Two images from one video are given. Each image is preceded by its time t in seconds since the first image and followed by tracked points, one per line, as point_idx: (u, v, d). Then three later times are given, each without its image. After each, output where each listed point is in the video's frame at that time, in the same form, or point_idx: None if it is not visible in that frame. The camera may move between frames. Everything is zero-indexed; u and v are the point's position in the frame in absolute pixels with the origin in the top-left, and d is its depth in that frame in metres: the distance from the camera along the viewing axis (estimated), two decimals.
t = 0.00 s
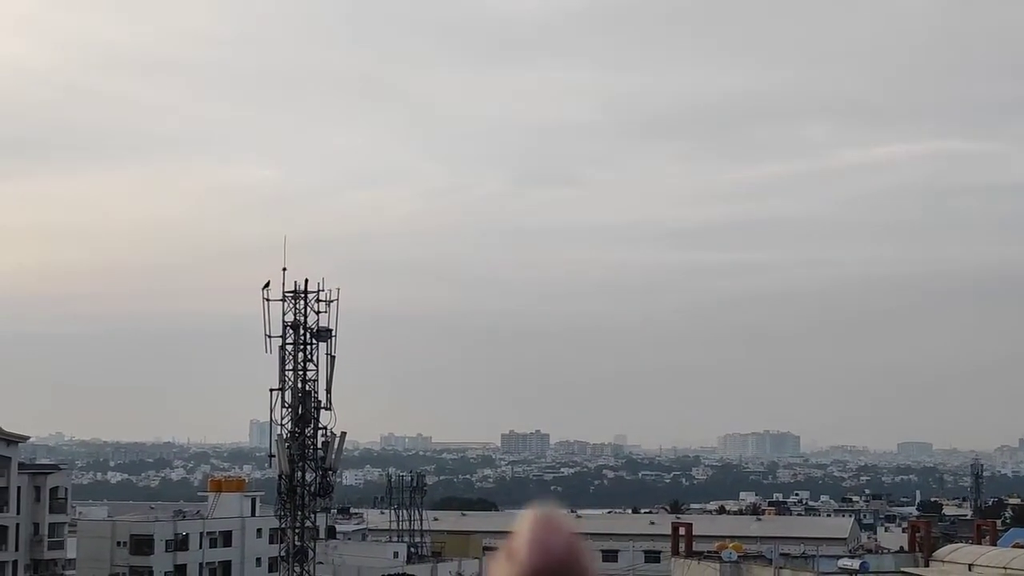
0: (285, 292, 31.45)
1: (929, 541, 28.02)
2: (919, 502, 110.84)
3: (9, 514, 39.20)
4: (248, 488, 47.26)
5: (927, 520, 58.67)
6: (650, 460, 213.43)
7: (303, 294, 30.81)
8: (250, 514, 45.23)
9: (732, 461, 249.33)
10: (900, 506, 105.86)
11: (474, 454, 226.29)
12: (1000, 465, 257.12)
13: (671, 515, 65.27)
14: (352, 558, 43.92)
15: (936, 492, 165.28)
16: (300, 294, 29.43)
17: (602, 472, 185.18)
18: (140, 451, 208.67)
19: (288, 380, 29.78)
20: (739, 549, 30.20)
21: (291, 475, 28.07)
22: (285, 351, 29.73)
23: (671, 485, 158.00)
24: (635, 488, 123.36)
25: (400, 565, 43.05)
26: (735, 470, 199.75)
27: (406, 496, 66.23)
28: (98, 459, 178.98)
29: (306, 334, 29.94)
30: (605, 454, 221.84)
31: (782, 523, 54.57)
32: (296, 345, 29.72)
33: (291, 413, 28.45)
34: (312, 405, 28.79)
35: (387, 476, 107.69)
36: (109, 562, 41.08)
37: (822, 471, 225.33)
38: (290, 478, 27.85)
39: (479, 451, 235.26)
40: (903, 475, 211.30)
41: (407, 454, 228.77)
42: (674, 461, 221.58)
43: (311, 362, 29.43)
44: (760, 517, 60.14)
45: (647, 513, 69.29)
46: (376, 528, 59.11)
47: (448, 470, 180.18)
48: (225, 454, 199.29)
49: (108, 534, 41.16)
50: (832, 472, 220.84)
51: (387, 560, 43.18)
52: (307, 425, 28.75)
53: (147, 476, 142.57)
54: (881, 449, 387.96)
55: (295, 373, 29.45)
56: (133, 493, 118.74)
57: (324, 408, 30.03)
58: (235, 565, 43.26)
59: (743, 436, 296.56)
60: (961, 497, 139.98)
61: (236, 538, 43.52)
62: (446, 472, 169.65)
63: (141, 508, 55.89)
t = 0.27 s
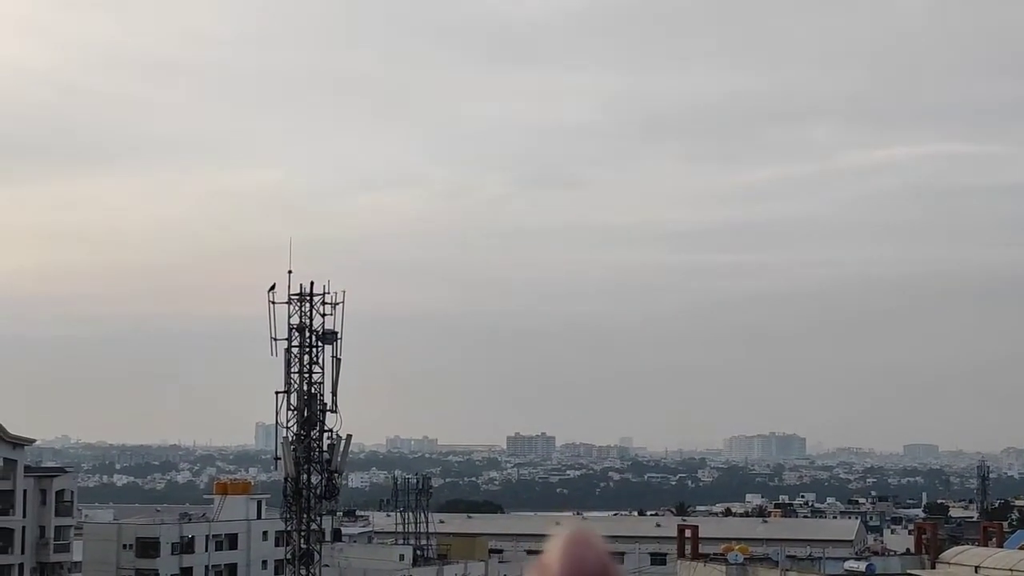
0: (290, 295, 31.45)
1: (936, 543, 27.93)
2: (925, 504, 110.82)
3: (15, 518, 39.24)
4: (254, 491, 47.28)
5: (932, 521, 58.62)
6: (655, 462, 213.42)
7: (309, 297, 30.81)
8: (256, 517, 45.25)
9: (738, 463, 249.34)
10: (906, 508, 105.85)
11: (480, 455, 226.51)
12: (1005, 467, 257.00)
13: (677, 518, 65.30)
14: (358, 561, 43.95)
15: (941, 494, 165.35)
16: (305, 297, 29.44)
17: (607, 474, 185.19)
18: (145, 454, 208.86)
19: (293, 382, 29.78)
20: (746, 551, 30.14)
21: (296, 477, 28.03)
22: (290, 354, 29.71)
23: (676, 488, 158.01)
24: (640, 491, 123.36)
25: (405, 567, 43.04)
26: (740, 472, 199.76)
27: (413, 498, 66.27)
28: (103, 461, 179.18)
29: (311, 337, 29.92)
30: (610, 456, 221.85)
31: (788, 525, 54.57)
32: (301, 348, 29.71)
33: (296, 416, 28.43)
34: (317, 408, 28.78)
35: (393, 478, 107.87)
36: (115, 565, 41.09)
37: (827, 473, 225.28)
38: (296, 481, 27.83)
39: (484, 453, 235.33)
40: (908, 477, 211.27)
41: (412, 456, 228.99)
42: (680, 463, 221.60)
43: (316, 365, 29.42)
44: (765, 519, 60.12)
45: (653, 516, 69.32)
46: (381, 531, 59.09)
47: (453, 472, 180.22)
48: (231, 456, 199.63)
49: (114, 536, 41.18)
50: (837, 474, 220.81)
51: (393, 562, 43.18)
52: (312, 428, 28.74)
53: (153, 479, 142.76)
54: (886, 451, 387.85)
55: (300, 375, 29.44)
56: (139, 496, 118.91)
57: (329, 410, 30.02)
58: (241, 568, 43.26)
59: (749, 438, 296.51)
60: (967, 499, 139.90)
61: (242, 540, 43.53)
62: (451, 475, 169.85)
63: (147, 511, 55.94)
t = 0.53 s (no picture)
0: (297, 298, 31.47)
1: (943, 546, 27.89)
2: (931, 507, 110.75)
3: (22, 521, 39.30)
4: (261, 494, 47.29)
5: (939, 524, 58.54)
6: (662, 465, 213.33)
7: (315, 299, 30.83)
8: (263, 520, 45.24)
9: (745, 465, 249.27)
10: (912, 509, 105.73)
11: (486, 458, 226.51)
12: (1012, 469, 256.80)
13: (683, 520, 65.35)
14: (365, 564, 43.97)
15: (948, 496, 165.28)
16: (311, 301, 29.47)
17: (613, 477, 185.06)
18: (152, 457, 209.00)
19: (300, 386, 29.78)
20: (753, 554, 30.09)
21: (303, 480, 28.06)
22: (296, 358, 29.73)
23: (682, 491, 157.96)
24: (646, 494, 123.29)
25: (411, 571, 43.02)
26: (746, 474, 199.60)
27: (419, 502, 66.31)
28: (110, 465, 179.33)
29: (318, 340, 29.94)
30: (616, 459, 221.75)
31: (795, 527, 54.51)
32: (308, 351, 29.72)
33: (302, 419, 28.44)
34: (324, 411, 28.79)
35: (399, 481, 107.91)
36: (122, 568, 41.11)
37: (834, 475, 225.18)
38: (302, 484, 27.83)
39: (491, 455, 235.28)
40: (914, 479, 210.99)
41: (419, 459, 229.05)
42: (686, 466, 221.53)
43: (322, 368, 29.43)
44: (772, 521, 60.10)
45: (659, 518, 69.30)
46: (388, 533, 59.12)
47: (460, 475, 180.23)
48: (237, 459, 199.75)
49: (121, 540, 41.19)
50: (843, 476, 220.63)
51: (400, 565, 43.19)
52: (319, 431, 28.75)
53: (160, 483, 142.78)
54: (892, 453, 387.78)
55: (307, 378, 29.47)
56: (146, 499, 118.96)
57: (336, 414, 30.02)
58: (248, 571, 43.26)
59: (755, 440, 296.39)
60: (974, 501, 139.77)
61: (249, 543, 43.55)
62: (457, 478, 169.90)
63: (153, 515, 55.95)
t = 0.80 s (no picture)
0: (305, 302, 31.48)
1: (951, 550, 27.82)
2: (939, 510, 110.44)
3: (30, 524, 39.36)
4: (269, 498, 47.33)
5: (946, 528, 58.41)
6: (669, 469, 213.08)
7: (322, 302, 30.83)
8: (271, 525, 45.26)
9: (753, 470, 248.92)
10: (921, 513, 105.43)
11: (493, 463, 226.27)
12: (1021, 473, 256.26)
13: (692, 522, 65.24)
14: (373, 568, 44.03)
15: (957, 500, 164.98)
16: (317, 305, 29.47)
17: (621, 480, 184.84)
18: (160, 461, 208.81)
19: (307, 388, 29.76)
20: (760, 558, 30.03)
21: (310, 484, 28.08)
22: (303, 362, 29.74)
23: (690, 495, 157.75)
24: (655, 498, 123.13)
25: (419, 575, 43.03)
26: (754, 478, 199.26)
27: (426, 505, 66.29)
28: (117, 470, 179.22)
29: (325, 344, 29.93)
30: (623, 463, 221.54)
31: (804, 531, 54.42)
32: (315, 354, 29.71)
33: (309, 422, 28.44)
34: (331, 415, 28.79)
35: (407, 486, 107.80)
36: (129, 571, 41.14)
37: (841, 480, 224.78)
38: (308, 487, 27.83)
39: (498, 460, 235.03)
40: (923, 483, 210.56)
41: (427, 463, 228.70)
42: (694, 470, 221.26)
43: (329, 371, 29.42)
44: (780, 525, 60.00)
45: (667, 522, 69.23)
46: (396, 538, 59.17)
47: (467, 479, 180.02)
48: (244, 463, 199.57)
49: (128, 545, 41.23)
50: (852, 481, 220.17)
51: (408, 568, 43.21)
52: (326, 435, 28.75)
53: (168, 487, 142.66)
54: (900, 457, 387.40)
55: (313, 383, 29.47)
56: (152, 503, 118.85)
57: (343, 419, 30.02)
58: None
59: (763, 445, 295.99)
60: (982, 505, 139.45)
61: (256, 547, 43.57)
62: (464, 482, 169.85)
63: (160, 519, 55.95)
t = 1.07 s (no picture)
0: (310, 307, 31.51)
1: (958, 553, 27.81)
2: (945, 516, 110.35)
3: (36, 528, 39.34)
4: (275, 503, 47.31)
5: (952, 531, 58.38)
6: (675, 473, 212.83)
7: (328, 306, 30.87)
8: (277, 529, 45.27)
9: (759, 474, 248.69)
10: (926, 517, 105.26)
11: (499, 467, 226.05)
12: None
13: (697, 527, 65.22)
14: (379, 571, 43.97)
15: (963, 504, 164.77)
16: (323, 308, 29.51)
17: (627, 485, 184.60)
18: (165, 466, 208.49)
19: (313, 393, 29.80)
20: (766, 561, 30.06)
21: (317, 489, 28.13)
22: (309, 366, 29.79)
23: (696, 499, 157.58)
24: (662, 502, 122.94)
25: None
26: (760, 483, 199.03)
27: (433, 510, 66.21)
28: (123, 475, 178.91)
29: (331, 349, 29.97)
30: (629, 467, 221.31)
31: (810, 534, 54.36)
32: (321, 359, 29.76)
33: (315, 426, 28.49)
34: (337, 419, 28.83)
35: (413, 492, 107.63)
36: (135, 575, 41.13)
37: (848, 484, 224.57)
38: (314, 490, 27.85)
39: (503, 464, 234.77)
40: (930, 488, 210.36)
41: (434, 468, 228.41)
42: (699, 475, 221.04)
43: (335, 376, 29.45)
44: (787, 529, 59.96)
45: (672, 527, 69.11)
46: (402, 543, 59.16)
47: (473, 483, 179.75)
48: (250, 468, 199.32)
49: (134, 549, 41.21)
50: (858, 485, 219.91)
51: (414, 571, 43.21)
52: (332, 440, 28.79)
53: (174, 493, 142.32)
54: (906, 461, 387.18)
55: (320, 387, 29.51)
56: (159, 509, 118.65)
57: (349, 423, 30.05)
58: None
59: (769, 449, 295.69)
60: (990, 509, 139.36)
61: (262, 552, 43.57)
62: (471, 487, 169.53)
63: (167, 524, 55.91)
